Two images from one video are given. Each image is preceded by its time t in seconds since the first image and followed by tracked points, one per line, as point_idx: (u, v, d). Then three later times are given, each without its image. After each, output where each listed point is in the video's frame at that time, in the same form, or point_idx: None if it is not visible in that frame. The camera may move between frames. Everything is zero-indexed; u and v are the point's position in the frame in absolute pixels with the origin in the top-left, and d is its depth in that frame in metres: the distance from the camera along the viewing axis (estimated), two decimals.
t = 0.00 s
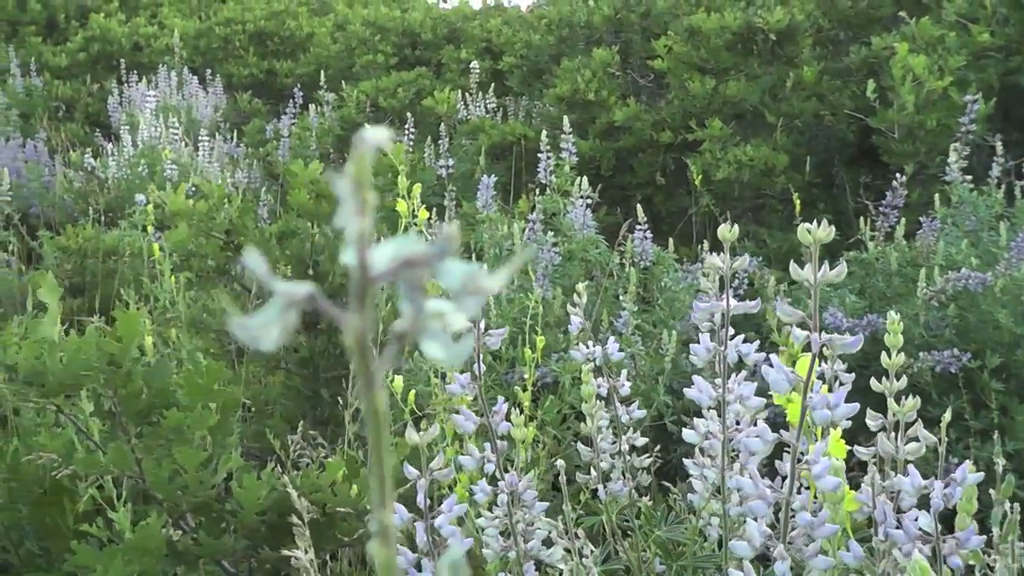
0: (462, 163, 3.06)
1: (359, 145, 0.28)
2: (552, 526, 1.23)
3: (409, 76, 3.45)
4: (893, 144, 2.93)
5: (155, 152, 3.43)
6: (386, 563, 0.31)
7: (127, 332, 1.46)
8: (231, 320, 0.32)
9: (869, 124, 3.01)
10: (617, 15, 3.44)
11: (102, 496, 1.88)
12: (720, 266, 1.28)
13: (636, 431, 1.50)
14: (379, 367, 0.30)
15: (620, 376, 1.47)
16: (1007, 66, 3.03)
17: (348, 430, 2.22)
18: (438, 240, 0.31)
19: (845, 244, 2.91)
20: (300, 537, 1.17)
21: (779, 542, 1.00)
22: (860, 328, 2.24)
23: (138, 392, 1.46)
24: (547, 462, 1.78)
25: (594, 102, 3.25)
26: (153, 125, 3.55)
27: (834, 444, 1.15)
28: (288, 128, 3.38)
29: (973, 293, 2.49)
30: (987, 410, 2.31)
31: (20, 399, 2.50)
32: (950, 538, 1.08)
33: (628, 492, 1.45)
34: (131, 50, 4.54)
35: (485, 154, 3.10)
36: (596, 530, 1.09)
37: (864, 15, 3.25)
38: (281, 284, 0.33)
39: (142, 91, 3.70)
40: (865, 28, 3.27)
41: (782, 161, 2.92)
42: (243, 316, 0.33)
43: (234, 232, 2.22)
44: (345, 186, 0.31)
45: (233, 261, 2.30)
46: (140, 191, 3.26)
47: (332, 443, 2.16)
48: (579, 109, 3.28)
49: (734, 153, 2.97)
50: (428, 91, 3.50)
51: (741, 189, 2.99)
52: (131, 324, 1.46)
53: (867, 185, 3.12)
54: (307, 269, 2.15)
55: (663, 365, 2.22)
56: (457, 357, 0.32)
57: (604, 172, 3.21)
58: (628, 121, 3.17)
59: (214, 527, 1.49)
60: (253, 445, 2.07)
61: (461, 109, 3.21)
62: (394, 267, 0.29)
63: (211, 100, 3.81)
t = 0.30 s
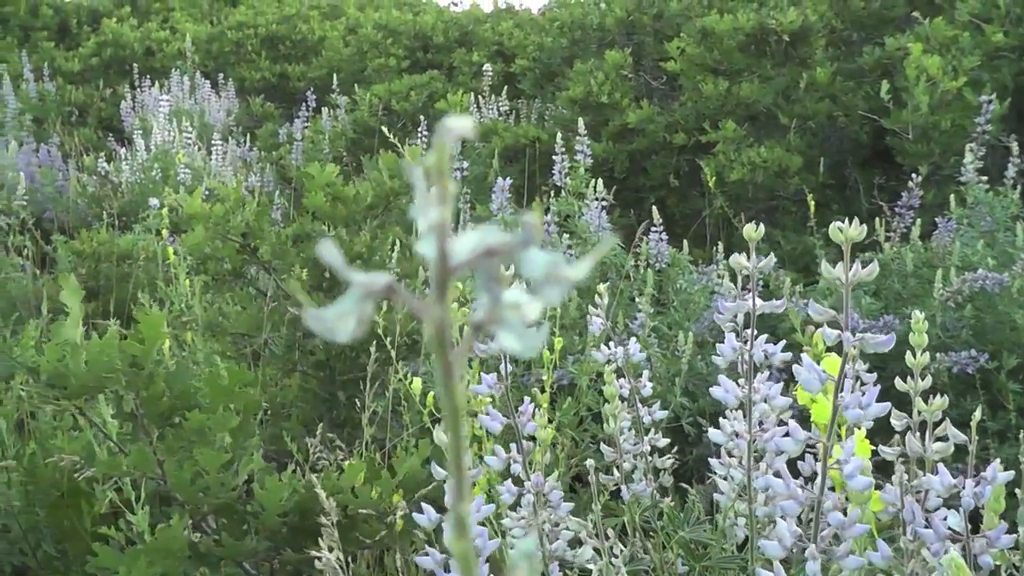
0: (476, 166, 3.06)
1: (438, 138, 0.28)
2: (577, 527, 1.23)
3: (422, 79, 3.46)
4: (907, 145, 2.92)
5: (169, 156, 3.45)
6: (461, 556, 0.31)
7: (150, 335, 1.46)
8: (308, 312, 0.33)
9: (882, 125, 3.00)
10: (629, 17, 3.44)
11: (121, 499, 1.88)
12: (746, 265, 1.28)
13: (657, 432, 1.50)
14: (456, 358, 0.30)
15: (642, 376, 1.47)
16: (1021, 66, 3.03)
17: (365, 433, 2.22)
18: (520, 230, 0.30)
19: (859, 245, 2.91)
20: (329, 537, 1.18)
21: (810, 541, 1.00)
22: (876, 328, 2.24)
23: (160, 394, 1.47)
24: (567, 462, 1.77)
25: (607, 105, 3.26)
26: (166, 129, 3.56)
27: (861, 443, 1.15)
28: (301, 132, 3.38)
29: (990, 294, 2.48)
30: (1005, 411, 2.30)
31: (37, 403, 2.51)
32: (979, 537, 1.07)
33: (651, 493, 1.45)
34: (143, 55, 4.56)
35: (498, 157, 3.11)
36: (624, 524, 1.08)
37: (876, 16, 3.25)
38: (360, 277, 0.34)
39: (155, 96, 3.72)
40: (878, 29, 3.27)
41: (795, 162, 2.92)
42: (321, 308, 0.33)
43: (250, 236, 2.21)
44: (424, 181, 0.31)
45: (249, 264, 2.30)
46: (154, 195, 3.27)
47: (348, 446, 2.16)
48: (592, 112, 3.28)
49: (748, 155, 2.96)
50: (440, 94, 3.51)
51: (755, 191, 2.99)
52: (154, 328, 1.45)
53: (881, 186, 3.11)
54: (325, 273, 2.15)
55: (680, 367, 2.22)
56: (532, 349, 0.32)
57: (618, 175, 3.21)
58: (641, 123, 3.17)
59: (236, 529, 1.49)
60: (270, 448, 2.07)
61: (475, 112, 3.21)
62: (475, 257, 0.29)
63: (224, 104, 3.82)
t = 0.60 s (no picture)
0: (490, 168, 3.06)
1: (521, 128, 0.28)
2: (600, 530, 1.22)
3: (435, 82, 3.46)
4: (922, 147, 2.91)
5: (183, 160, 3.45)
6: (541, 549, 0.31)
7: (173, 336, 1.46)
8: (386, 304, 0.33)
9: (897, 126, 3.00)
10: (642, 19, 3.44)
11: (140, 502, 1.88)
12: (771, 265, 1.28)
13: (680, 433, 1.49)
14: (536, 348, 0.30)
15: (664, 378, 1.47)
16: None
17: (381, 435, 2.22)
18: (606, 220, 0.30)
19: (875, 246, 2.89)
20: (357, 537, 1.19)
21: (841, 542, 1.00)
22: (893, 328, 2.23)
23: (181, 395, 1.46)
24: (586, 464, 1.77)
25: (620, 107, 3.25)
26: (180, 133, 3.57)
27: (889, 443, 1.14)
28: (314, 134, 3.38)
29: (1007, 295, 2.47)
30: None
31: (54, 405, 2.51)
32: (1011, 538, 1.06)
33: (673, 494, 1.44)
34: (156, 59, 4.59)
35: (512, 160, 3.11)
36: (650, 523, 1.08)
37: (890, 17, 3.25)
38: (438, 269, 0.34)
39: (169, 99, 3.73)
40: (892, 30, 3.26)
41: (810, 163, 2.91)
42: (399, 300, 0.33)
43: (267, 238, 2.22)
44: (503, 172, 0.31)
45: (266, 266, 2.30)
46: (168, 198, 3.27)
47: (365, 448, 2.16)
48: (605, 114, 3.28)
49: (762, 157, 2.96)
50: (454, 96, 3.52)
51: (769, 193, 2.98)
52: (175, 328, 1.45)
53: (896, 188, 3.10)
54: (341, 276, 2.15)
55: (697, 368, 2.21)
56: (612, 341, 0.32)
57: (632, 177, 3.21)
58: (655, 125, 3.17)
59: (258, 531, 1.48)
60: (287, 450, 2.07)
61: (488, 114, 3.21)
62: (558, 247, 0.29)
63: (237, 107, 3.83)
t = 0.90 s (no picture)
0: (503, 170, 3.07)
1: (584, 109, 0.28)
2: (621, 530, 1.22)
3: (447, 84, 3.47)
4: (936, 147, 2.91)
5: (195, 163, 3.46)
6: (599, 538, 0.30)
7: (192, 336, 1.46)
8: (441, 290, 0.32)
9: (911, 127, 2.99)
10: (654, 21, 3.44)
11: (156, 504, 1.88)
12: (791, 264, 1.27)
13: (698, 434, 1.48)
14: (596, 333, 0.30)
15: (682, 377, 1.46)
16: None
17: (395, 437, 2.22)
18: (665, 205, 0.30)
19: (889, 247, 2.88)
20: (381, 535, 1.19)
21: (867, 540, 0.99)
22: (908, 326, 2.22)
23: (200, 396, 1.46)
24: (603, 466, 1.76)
25: (632, 108, 3.25)
26: (192, 136, 3.57)
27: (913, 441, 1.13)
28: (326, 137, 3.39)
29: None
30: None
31: (69, 408, 2.51)
32: None
33: (691, 495, 1.43)
34: (168, 63, 4.61)
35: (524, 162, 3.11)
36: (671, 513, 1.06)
37: (903, 17, 3.24)
38: (496, 255, 0.33)
39: (181, 102, 3.74)
40: (904, 30, 3.26)
41: (823, 164, 2.90)
42: (456, 286, 0.32)
43: (281, 240, 2.22)
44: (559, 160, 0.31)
45: (280, 268, 2.30)
46: (181, 201, 3.28)
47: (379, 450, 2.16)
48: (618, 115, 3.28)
49: (775, 158, 2.95)
50: (465, 98, 3.52)
51: (783, 194, 2.98)
52: (194, 329, 1.46)
53: (909, 189, 3.10)
54: (356, 277, 2.15)
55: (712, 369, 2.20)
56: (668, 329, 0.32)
57: (645, 178, 3.22)
58: (668, 127, 3.17)
59: (277, 531, 1.48)
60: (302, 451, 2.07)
61: (501, 116, 3.21)
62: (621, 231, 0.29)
63: (249, 110, 3.85)
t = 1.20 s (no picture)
0: (517, 172, 3.07)
1: (651, 92, 0.28)
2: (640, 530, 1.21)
3: (459, 86, 3.48)
4: (950, 150, 2.89)
5: (208, 164, 3.46)
6: (659, 525, 0.30)
7: (210, 335, 1.46)
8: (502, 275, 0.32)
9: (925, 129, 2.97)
10: (668, 23, 3.45)
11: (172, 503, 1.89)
12: (812, 264, 1.27)
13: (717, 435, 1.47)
14: (660, 318, 0.30)
15: (701, 378, 1.45)
16: None
17: (409, 438, 2.22)
18: (731, 189, 0.30)
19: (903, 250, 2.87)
20: (403, 533, 1.19)
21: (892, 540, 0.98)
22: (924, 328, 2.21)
23: (218, 395, 1.46)
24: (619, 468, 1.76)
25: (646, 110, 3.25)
26: (205, 138, 3.57)
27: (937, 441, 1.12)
28: (339, 138, 3.39)
29: None
30: None
31: (83, 408, 2.52)
32: None
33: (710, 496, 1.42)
34: (181, 65, 4.63)
35: (537, 164, 3.11)
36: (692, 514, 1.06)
37: (917, 19, 3.23)
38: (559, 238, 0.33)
39: (195, 104, 3.75)
40: (918, 33, 3.25)
41: (837, 166, 2.89)
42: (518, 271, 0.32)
43: (297, 241, 2.22)
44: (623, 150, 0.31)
45: (295, 269, 2.30)
46: (194, 203, 3.28)
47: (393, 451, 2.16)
48: (631, 118, 3.29)
49: (788, 160, 2.94)
50: (478, 100, 3.53)
51: (796, 196, 2.97)
52: (213, 327, 1.46)
53: (923, 192, 3.08)
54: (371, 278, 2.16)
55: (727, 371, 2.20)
56: (728, 316, 0.32)
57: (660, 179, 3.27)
58: (681, 129, 3.20)
59: (294, 530, 1.48)
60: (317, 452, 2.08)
61: (514, 118, 3.22)
62: (687, 214, 0.29)
63: (262, 112, 3.86)
